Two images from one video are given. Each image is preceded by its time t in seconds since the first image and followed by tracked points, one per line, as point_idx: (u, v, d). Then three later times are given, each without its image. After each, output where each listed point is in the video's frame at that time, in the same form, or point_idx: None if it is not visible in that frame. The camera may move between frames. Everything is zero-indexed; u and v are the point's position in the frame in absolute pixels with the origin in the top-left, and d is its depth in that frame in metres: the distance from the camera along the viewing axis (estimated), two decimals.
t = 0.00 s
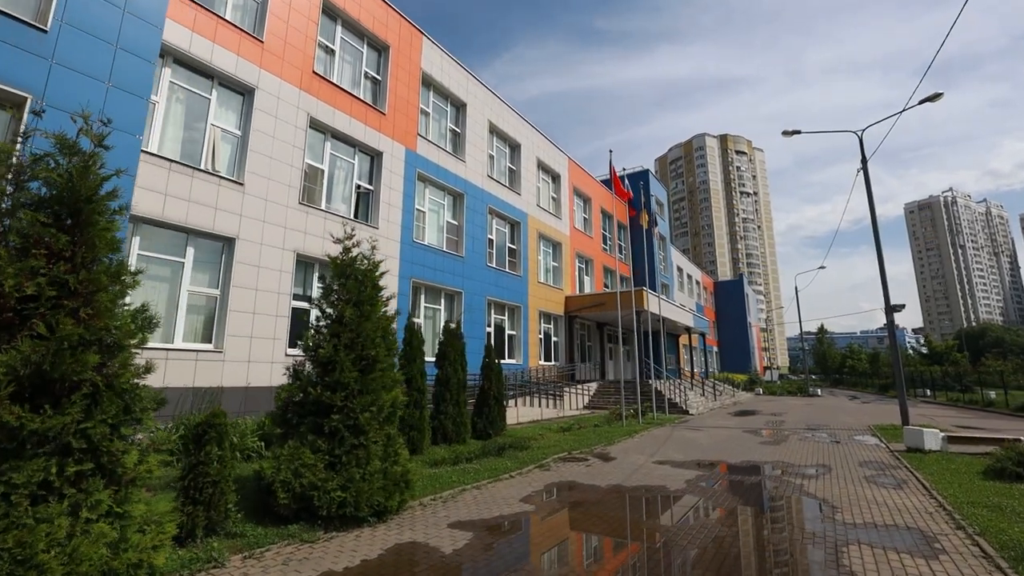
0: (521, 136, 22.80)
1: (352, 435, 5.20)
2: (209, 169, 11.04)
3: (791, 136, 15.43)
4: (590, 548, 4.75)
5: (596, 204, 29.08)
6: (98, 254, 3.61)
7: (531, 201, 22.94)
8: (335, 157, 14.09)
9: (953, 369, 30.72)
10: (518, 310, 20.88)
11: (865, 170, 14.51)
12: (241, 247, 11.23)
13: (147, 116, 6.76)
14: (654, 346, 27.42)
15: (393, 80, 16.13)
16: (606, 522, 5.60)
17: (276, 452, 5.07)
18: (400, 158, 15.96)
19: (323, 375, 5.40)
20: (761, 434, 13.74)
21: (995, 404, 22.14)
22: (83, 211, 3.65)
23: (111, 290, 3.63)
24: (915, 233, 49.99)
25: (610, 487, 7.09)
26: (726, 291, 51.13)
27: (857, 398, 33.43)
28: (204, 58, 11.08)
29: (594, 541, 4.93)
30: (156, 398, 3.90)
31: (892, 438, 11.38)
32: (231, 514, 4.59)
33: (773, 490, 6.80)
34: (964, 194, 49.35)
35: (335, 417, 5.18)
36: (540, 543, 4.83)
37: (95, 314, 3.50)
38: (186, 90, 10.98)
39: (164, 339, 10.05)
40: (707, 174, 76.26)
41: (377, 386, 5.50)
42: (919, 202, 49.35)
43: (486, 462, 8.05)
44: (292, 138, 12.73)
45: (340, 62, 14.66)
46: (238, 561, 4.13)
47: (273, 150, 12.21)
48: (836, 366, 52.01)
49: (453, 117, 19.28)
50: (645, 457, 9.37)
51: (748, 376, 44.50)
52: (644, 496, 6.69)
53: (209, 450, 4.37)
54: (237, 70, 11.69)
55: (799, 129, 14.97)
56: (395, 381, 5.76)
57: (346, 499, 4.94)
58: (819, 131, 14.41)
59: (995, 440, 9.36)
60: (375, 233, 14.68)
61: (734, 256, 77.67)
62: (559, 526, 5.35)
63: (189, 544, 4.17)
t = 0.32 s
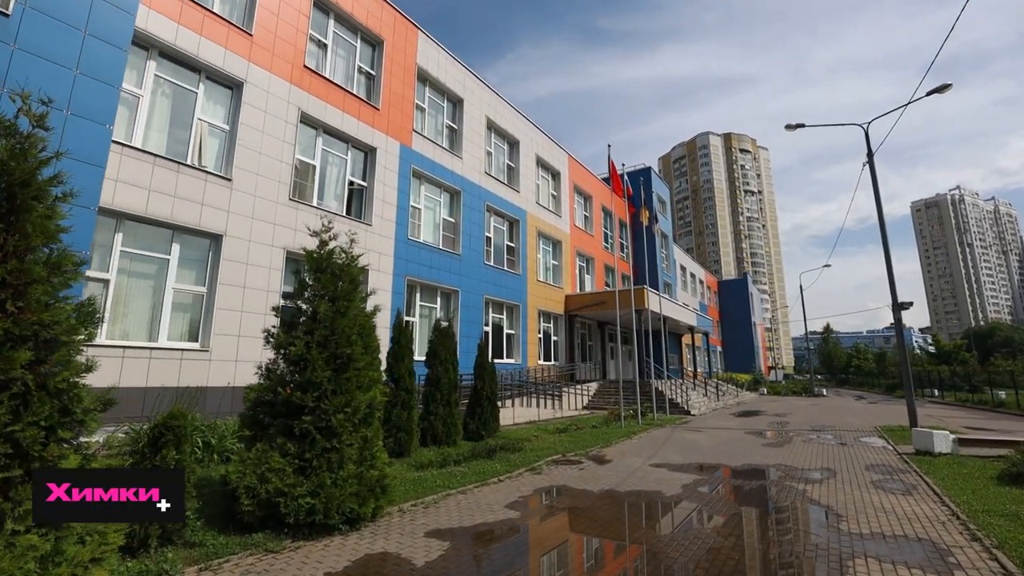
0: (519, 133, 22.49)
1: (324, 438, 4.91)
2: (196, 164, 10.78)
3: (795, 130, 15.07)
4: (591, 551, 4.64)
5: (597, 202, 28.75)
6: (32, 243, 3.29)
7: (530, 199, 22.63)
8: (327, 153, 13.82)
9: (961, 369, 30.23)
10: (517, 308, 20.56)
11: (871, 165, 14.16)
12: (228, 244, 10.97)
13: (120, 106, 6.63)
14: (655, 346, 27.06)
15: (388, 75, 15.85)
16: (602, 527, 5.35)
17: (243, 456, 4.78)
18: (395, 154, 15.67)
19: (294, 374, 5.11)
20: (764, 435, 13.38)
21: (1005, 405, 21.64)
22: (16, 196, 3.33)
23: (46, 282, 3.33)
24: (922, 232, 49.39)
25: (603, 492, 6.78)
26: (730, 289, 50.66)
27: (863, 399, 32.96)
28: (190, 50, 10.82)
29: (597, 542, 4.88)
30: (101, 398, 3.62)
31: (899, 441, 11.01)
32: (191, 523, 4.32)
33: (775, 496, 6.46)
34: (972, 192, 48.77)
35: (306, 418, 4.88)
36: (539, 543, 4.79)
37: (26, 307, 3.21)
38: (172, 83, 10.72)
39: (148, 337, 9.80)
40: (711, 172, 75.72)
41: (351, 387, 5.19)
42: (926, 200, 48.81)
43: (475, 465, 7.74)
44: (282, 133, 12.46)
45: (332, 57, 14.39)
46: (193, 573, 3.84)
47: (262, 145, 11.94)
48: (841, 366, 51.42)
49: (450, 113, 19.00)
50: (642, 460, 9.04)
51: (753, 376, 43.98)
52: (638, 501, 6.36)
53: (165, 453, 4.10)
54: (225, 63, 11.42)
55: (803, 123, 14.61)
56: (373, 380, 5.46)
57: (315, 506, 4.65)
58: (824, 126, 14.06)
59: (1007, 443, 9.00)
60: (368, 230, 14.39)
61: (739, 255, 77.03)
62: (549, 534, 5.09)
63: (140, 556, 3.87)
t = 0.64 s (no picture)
0: (519, 129, 22.18)
1: (294, 442, 4.62)
2: (183, 159, 10.53)
3: (800, 124, 14.68)
4: (594, 553, 4.55)
5: (599, 200, 28.39)
6: None
7: (530, 196, 22.31)
8: (319, 149, 13.58)
9: (970, 369, 29.64)
10: (516, 307, 20.25)
11: (877, 159, 13.75)
12: (216, 241, 10.72)
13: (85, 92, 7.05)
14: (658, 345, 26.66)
15: (383, 70, 15.58)
16: (603, 531, 5.19)
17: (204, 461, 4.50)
18: (390, 150, 15.41)
19: (262, 373, 4.82)
20: (768, 437, 13.00)
21: (1017, 405, 21.09)
22: None
23: None
24: (929, 230, 48.73)
25: (596, 496, 6.47)
26: (736, 289, 50.19)
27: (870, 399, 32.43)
28: (176, 43, 10.57)
29: (597, 544, 4.74)
30: (39, 400, 3.34)
31: (909, 443, 10.61)
32: (145, 532, 4.03)
33: (777, 502, 6.12)
34: (980, 190, 48.08)
35: (274, 420, 4.59)
36: (539, 547, 4.66)
37: None
38: (157, 76, 10.45)
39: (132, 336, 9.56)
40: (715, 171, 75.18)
41: (323, 387, 4.89)
42: (933, 199, 48.20)
43: (463, 468, 7.44)
44: (272, 128, 12.21)
45: (326, 51, 14.14)
46: None
47: (251, 140, 11.68)
48: (848, 366, 50.79)
49: (448, 109, 18.71)
50: (640, 463, 8.71)
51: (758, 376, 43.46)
52: (632, 507, 6.04)
53: (116, 458, 3.81)
54: (212, 57, 11.17)
55: (808, 117, 14.20)
56: (348, 380, 5.16)
57: (282, 514, 4.37)
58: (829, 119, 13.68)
59: None
60: (362, 227, 14.12)
61: (744, 254, 76.41)
62: (547, 538, 4.90)
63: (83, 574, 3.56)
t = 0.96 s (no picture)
0: (517, 126, 21.87)
1: (258, 445, 4.33)
2: (167, 153, 10.27)
3: (802, 119, 14.31)
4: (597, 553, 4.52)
5: (599, 198, 28.05)
6: None
7: (529, 194, 21.99)
8: (310, 144, 13.32)
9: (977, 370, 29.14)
10: (514, 306, 19.94)
11: (882, 154, 13.36)
12: (201, 237, 10.47)
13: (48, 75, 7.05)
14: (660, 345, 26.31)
15: (377, 64, 15.30)
16: (604, 532, 5.11)
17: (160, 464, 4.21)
18: (384, 146, 15.12)
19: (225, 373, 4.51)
20: (771, 439, 12.63)
21: None
22: None
23: None
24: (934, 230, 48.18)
25: (586, 502, 6.16)
26: (740, 289, 49.79)
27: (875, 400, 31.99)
28: (160, 34, 10.32)
29: (597, 546, 4.65)
30: None
31: (917, 446, 10.23)
32: (90, 544, 3.70)
33: (776, 508, 5.81)
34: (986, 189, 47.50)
35: (237, 423, 4.30)
36: (537, 548, 4.60)
37: None
38: (141, 69, 10.20)
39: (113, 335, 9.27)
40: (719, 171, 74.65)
41: (290, 388, 4.59)
42: (938, 198, 47.67)
43: (450, 472, 7.14)
44: (261, 122, 11.95)
45: (318, 45, 13.87)
46: None
47: (239, 135, 11.42)
48: (853, 366, 50.24)
49: (444, 104, 18.41)
50: (636, 466, 8.40)
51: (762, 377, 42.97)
52: (625, 514, 5.72)
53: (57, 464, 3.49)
54: (199, 49, 10.91)
55: (810, 111, 13.83)
56: (320, 380, 4.87)
57: (242, 524, 4.09)
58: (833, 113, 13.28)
59: None
60: (355, 224, 13.84)
61: (748, 254, 75.86)
62: (547, 540, 4.83)
63: None
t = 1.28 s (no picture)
0: (515, 122, 21.55)
1: (215, 451, 4.05)
2: (150, 147, 10.00)
3: (803, 113, 13.98)
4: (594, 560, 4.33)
5: (599, 195, 27.72)
6: None
7: (526, 191, 21.67)
8: (300, 139, 13.03)
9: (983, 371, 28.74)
10: (511, 305, 19.65)
11: (887, 150, 13.00)
12: (185, 233, 10.20)
13: None
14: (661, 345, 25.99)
15: (369, 58, 15.00)
16: (604, 535, 4.96)
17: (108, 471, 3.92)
18: (376, 141, 14.83)
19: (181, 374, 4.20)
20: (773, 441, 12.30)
21: None
22: None
23: None
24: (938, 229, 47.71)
25: (574, 509, 5.86)
26: (743, 289, 49.31)
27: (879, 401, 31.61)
28: (143, 25, 10.05)
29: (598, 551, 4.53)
30: None
31: (923, 449, 9.89)
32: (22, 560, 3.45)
33: (774, 517, 5.49)
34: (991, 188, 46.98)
35: (193, 427, 4.00)
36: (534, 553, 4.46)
37: None
38: (123, 61, 9.93)
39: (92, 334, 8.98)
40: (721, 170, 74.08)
41: (252, 390, 4.28)
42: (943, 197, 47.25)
43: (434, 476, 6.86)
44: (248, 117, 11.66)
45: (308, 38, 13.58)
46: None
47: (225, 129, 11.14)
48: (856, 366, 49.78)
49: (439, 100, 18.10)
50: (631, 470, 8.09)
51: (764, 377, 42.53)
52: (614, 522, 5.40)
53: None
54: (183, 41, 10.64)
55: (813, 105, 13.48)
56: (287, 381, 4.59)
57: (194, 536, 3.79)
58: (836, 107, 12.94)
59: None
60: (347, 221, 13.56)
61: (750, 253, 75.41)
62: (545, 543, 4.72)
63: None
